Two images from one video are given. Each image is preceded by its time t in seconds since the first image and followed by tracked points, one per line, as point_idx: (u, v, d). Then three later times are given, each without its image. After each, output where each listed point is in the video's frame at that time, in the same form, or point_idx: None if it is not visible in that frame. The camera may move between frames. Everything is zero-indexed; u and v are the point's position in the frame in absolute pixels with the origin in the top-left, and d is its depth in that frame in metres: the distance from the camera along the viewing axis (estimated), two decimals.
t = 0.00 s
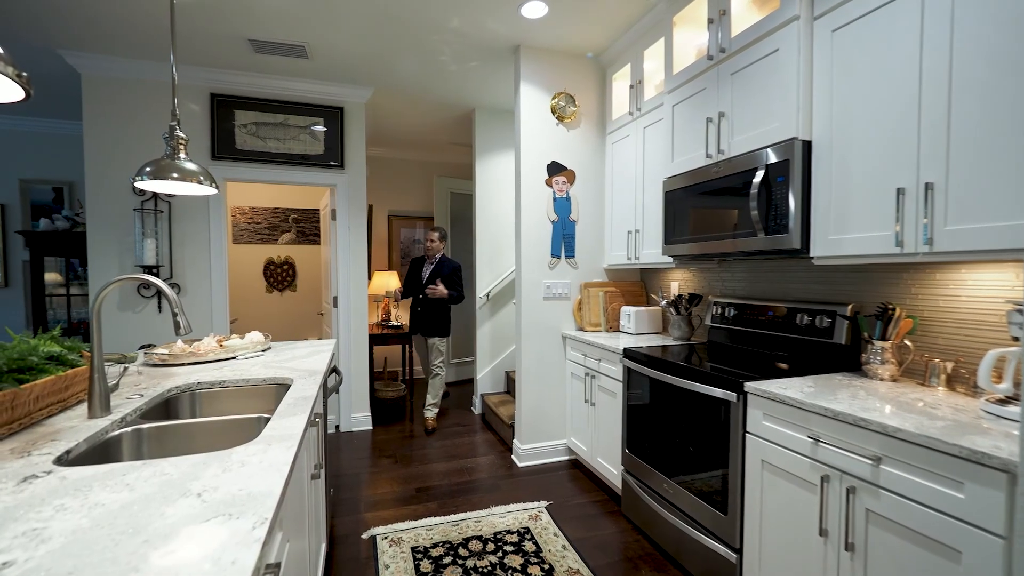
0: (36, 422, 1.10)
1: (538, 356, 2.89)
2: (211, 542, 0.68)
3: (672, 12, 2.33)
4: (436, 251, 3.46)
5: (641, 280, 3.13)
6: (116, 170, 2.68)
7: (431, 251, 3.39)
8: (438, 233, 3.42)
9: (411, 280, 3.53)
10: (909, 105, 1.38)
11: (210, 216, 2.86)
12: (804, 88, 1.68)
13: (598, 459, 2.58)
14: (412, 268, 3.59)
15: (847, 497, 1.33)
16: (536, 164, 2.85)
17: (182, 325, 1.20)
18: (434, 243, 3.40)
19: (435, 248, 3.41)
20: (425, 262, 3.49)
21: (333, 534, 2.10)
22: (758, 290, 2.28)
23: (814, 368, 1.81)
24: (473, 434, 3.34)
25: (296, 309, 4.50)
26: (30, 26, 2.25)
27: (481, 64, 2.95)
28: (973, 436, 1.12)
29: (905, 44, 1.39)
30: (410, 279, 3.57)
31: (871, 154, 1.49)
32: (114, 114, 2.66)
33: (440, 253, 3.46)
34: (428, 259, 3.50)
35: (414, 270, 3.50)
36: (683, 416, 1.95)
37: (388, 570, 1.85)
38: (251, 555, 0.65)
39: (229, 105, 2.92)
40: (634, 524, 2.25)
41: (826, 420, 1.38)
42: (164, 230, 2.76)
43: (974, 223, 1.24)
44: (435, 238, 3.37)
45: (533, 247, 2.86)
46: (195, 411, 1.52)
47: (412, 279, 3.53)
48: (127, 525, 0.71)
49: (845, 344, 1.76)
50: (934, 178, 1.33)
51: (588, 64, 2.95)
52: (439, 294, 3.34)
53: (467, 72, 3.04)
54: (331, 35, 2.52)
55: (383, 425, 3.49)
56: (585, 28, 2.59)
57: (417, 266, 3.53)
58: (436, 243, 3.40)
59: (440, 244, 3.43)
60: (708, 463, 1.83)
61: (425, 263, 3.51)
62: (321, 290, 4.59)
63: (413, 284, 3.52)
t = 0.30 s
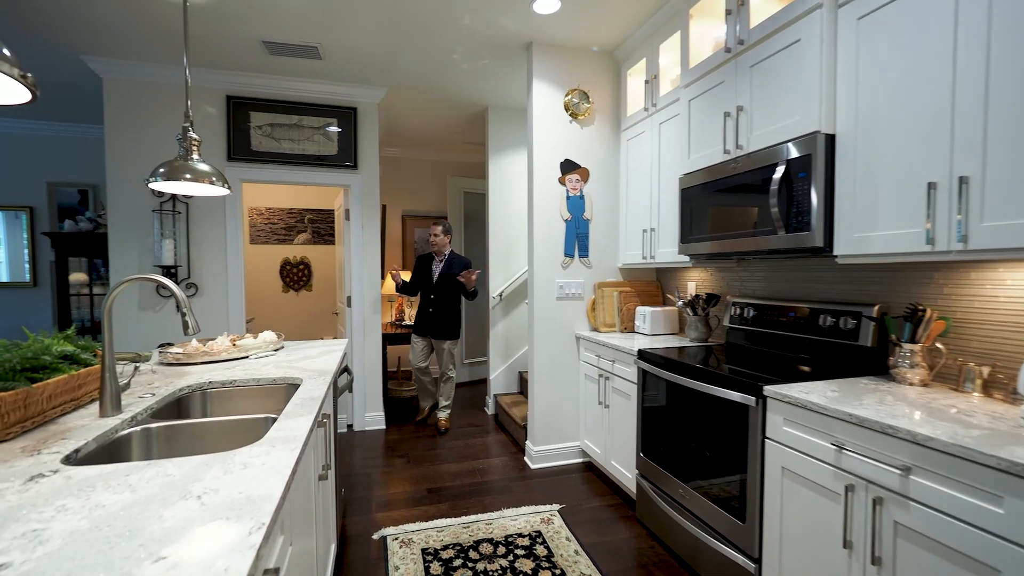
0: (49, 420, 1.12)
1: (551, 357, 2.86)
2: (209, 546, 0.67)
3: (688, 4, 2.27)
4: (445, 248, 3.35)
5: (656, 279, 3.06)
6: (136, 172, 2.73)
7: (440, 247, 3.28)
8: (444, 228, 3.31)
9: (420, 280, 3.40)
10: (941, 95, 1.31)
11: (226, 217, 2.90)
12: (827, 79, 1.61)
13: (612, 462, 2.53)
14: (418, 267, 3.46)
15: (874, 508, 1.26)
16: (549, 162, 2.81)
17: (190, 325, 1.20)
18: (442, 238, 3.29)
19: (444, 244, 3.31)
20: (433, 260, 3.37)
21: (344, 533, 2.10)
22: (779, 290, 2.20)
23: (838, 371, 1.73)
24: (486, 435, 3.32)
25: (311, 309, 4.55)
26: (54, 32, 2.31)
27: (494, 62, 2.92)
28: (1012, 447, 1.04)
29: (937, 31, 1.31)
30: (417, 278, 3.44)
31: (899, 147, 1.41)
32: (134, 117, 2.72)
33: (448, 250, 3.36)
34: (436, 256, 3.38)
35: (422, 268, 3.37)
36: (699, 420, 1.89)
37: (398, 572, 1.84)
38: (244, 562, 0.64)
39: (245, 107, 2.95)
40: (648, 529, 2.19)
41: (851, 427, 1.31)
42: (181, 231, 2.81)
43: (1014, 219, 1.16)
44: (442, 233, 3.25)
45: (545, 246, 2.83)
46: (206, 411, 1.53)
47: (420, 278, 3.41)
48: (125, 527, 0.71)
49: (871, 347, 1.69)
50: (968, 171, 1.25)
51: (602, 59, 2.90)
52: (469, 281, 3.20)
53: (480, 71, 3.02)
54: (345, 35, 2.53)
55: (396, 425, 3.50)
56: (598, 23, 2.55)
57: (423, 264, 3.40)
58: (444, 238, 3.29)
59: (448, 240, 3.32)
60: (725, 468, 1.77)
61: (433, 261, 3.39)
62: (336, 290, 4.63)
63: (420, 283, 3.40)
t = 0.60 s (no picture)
0: (59, 420, 1.13)
1: (563, 359, 2.81)
2: (202, 555, 0.65)
3: None
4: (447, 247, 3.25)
5: (672, 279, 3.00)
6: (154, 174, 2.78)
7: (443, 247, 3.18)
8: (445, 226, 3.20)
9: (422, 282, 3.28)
10: (974, 85, 1.23)
11: (242, 218, 2.93)
12: (851, 70, 1.54)
13: (626, 466, 2.48)
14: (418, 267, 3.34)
15: (900, 521, 1.19)
16: (562, 161, 2.77)
17: (197, 327, 1.20)
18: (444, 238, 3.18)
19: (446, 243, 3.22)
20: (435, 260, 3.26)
21: (354, 534, 2.10)
22: (799, 292, 2.13)
23: (862, 376, 1.66)
24: (499, 436, 3.30)
25: (326, 308, 4.59)
26: (75, 38, 2.36)
27: (506, 60, 2.89)
28: None
29: (970, 17, 1.23)
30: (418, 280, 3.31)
31: (929, 142, 1.34)
32: (152, 120, 2.77)
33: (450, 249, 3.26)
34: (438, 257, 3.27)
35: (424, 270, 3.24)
36: (716, 425, 1.84)
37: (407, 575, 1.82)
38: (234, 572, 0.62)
39: (260, 109, 2.98)
40: (663, 536, 2.14)
41: (875, 435, 1.25)
42: (198, 232, 2.85)
43: None
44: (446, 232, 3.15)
45: (558, 246, 2.79)
46: (216, 411, 1.54)
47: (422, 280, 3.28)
48: (120, 534, 0.70)
49: (898, 351, 1.61)
50: (1004, 166, 1.17)
51: (616, 55, 2.84)
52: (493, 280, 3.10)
53: (492, 69, 2.99)
54: (357, 36, 2.53)
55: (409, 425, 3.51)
56: (611, 19, 2.49)
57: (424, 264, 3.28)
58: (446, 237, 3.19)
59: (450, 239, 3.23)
60: (743, 476, 1.71)
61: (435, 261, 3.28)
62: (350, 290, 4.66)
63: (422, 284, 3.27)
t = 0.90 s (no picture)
0: (68, 421, 1.13)
1: (573, 360, 2.78)
2: (198, 563, 0.64)
3: None
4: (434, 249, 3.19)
5: (685, 280, 2.95)
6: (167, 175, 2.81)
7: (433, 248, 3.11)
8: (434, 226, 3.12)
9: (408, 284, 3.15)
10: (1004, 77, 1.17)
11: (253, 218, 2.95)
12: (872, 63, 1.48)
13: (637, 469, 2.44)
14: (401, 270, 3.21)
15: (924, 533, 1.14)
16: (572, 160, 2.74)
17: (203, 328, 1.20)
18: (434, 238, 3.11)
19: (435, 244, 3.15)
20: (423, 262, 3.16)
21: (362, 535, 2.09)
22: (817, 292, 2.06)
23: (883, 380, 1.60)
24: (509, 438, 3.28)
25: (337, 308, 4.61)
26: (90, 41, 2.40)
27: (516, 59, 2.87)
28: None
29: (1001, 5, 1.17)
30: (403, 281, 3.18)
31: (955, 137, 1.28)
32: (166, 122, 2.80)
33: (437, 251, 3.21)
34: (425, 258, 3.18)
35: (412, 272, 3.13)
36: (729, 429, 1.79)
37: None
38: None
39: (271, 110, 3.00)
40: (675, 542, 2.09)
41: (897, 442, 1.19)
42: (210, 232, 2.88)
43: None
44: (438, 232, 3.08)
45: (568, 246, 2.75)
46: (224, 412, 1.54)
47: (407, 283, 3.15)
48: (115, 540, 0.69)
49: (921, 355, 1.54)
50: None
51: (628, 52, 2.80)
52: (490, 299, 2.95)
53: (502, 68, 2.97)
54: (367, 35, 2.52)
55: (419, 425, 3.50)
56: (622, 15, 2.45)
57: (411, 266, 3.16)
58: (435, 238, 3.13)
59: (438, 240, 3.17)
60: (757, 482, 1.66)
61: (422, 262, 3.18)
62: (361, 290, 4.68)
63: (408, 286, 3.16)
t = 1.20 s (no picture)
0: (76, 419, 1.14)
1: (582, 361, 2.75)
2: (195, 567, 0.63)
3: None
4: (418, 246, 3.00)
5: (696, 279, 2.90)
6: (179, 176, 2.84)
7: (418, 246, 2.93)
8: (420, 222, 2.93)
9: (390, 283, 2.95)
10: None
11: (263, 219, 2.98)
12: (891, 55, 1.43)
13: (647, 472, 2.40)
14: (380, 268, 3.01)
15: (947, 544, 1.09)
16: (581, 158, 2.70)
17: (208, 327, 1.20)
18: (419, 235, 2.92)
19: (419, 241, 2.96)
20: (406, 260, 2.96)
21: (370, 535, 2.09)
22: (833, 293, 2.01)
23: (902, 384, 1.55)
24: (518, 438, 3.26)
25: (346, 307, 4.63)
26: (104, 43, 2.43)
27: (525, 57, 2.84)
28: None
29: None
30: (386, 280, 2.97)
31: (979, 132, 1.22)
32: (177, 123, 2.83)
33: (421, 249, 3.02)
34: (409, 255, 2.99)
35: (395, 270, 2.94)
36: (741, 433, 1.75)
37: None
38: None
39: (281, 111, 3.01)
40: (685, 547, 2.05)
41: (917, 448, 1.15)
42: (220, 232, 2.90)
43: None
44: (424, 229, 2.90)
45: (577, 245, 2.72)
46: (231, 411, 1.54)
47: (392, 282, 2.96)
48: (114, 541, 0.68)
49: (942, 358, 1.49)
50: None
51: (638, 49, 2.76)
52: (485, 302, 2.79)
53: (510, 66, 2.95)
54: (375, 35, 2.52)
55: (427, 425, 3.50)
56: (631, 11, 2.41)
57: (396, 264, 2.96)
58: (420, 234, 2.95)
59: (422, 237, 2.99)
60: (770, 487, 1.62)
61: (406, 260, 2.99)
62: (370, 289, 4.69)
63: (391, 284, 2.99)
